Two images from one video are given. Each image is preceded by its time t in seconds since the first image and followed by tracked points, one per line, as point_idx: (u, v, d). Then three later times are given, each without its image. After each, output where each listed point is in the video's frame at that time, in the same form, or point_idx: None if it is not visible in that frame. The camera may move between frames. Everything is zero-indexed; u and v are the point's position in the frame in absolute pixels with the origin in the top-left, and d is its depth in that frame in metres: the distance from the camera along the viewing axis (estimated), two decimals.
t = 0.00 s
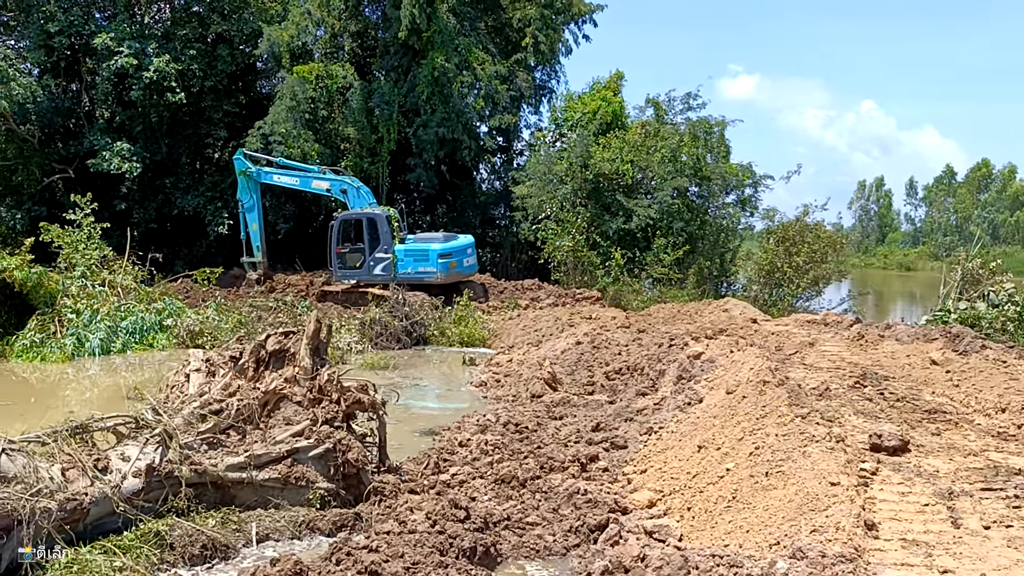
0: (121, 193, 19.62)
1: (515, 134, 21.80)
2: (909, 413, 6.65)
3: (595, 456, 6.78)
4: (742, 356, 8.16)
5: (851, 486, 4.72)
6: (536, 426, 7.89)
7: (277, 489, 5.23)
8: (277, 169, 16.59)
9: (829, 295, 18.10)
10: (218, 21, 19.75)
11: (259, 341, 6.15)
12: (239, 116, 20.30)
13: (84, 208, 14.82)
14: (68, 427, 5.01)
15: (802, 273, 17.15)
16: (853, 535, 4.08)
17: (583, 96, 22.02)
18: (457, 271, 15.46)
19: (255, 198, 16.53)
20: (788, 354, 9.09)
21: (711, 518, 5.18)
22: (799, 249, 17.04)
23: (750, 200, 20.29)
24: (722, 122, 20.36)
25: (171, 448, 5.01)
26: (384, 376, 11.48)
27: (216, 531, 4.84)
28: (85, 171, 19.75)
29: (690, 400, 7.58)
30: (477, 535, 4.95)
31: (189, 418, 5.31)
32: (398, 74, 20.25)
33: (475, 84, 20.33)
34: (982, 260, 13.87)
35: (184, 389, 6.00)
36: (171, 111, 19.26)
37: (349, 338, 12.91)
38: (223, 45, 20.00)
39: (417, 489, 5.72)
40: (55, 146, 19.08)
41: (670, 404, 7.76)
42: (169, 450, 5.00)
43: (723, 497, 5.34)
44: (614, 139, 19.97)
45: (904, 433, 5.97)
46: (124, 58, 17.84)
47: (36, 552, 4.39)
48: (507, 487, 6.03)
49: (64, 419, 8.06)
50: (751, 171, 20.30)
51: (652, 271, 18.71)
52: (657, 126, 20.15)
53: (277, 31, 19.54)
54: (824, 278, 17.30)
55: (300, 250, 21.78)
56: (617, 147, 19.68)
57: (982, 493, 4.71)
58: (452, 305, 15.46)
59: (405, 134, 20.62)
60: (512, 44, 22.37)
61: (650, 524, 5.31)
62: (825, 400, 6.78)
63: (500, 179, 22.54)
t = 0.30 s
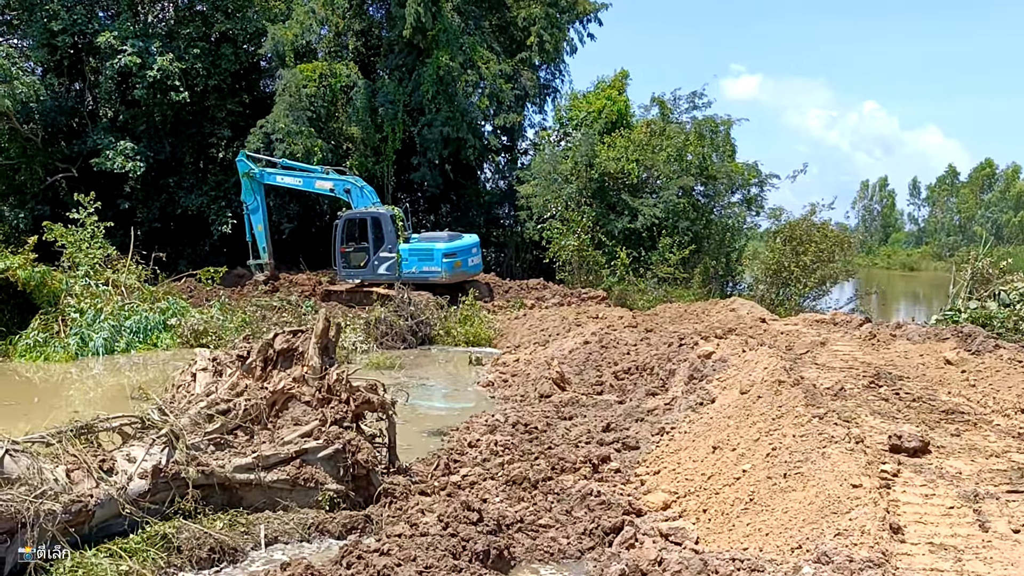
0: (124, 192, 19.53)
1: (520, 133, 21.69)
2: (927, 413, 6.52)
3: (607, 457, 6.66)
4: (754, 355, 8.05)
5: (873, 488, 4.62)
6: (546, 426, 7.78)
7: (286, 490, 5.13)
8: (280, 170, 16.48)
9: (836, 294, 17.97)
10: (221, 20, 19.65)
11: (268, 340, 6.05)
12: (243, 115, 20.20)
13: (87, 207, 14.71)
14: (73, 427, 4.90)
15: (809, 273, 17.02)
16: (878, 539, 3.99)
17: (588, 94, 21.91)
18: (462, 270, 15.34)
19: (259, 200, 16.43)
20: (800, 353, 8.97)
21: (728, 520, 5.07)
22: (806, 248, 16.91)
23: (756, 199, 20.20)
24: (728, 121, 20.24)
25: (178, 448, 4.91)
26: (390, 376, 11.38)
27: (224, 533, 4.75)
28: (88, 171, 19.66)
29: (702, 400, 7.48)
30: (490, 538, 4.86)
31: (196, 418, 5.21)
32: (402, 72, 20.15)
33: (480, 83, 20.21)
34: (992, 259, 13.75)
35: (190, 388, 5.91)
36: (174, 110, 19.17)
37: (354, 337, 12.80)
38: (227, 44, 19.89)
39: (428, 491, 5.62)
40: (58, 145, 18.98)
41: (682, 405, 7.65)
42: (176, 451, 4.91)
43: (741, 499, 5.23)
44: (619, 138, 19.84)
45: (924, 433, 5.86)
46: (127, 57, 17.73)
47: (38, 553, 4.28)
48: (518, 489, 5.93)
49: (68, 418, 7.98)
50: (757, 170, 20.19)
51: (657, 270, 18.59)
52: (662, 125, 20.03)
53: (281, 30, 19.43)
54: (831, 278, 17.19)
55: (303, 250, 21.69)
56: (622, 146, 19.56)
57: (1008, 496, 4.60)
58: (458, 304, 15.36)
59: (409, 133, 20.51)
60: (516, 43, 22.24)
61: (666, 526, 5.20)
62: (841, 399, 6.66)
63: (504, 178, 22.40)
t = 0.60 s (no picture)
0: (123, 191, 19.36)
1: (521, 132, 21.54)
2: (944, 417, 6.39)
3: (618, 461, 6.52)
4: (766, 358, 7.92)
5: (899, 495, 4.51)
6: (555, 429, 7.63)
7: (293, 496, 5.00)
8: (280, 170, 16.33)
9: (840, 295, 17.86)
10: (221, 18, 19.50)
11: (274, 341, 5.92)
12: (243, 114, 20.04)
13: (85, 206, 14.55)
14: (75, 431, 4.75)
15: (814, 273, 16.90)
16: (908, 549, 3.93)
17: (590, 94, 21.78)
18: (463, 271, 15.18)
19: (260, 200, 16.30)
20: (811, 354, 8.83)
21: (747, 528, 4.93)
22: (811, 249, 16.79)
23: (760, 200, 20.07)
24: (731, 120, 20.11)
25: (183, 453, 4.77)
26: (393, 377, 11.23)
27: (231, 541, 4.62)
28: (87, 169, 19.51)
29: (714, 404, 7.35)
30: (504, 546, 4.76)
31: (201, 422, 5.06)
32: (403, 71, 19.99)
33: (482, 82, 20.07)
34: (1001, 261, 13.62)
35: (195, 391, 5.79)
36: (174, 109, 19.01)
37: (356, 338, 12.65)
38: (226, 42, 19.74)
39: (438, 497, 5.50)
40: (57, 143, 18.83)
41: (693, 408, 7.52)
42: (181, 456, 4.76)
43: (760, 506, 5.09)
44: (622, 137, 19.70)
45: (945, 438, 5.73)
46: (126, 54, 17.56)
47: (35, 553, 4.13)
48: (529, 494, 5.79)
49: (65, 420, 7.84)
50: (760, 170, 20.05)
51: (661, 271, 18.45)
52: (665, 124, 19.89)
53: (281, 27, 19.27)
54: (836, 278, 17.06)
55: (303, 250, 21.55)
56: (625, 145, 19.42)
57: None
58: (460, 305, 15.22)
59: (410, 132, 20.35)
60: (518, 42, 22.07)
61: (683, 533, 5.07)
62: (857, 403, 6.50)
63: (506, 178, 22.17)
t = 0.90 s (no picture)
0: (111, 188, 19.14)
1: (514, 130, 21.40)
2: (947, 419, 6.32)
3: (617, 464, 6.42)
4: (766, 358, 7.84)
5: (908, 500, 4.46)
6: (551, 430, 7.53)
7: (288, 500, 4.89)
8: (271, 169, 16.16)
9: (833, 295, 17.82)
10: (211, 13, 19.30)
11: (269, 342, 5.79)
12: (233, 111, 19.85)
13: (73, 203, 14.34)
14: (63, 435, 4.63)
15: (808, 273, 16.86)
16: (922, 558, 3.93)
17: (583, 91, 21.68)
18: (455, 269, 15.03)
19: (253, 200, 16.16)
20: (809, 355, 8.75)
21: (750, 533, 4.83)
22: (804, 249, 16.75)
23: (753, 198, 20.00)
24: (724, 119, 20.04)
25: (175, 457, 4.65)
26: (386, 377, 11.11)
27: (225, 548, 4.50)
28: (75, 166, 19.29)
29: (713, 406, 7.27)
30: (505, 552, 4.67)
31: (193, 425, 4.95)
32: (395, 68, 19.84)
33: (474, 79, 19.94)
34: (995, 261, 13.58)
35: (187, 394, 5.68)
36: (163, 105, 18.79)
37: (348, 337, 12.50)
38: (216, 38, 19.55)
39: (436, 501, 5.40)
40: (44, 140, 18.61)
41: (692, 409, 7.43)
42: (173, 460, 4.65)
43: (764, 510, 4.99)
44: (615, 135, 19.59)
45: (951, 441, 5.65)
46: (115, 50, 17.35)
47: (37, 552, 4.06)
48: (528, 497, 5.69)
49: (53, 420, 7.70)
50: (753, 169, 19.99)
51: (654, 269, 18.36)
52: (658, 122, 19.78)
53: (272, 23, 19.08)
54: (829, 278, 17.03)
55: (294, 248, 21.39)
56: (618, 144, 19.31)
57: None
58: (453, 304, 15.09)
59: (402, 129, 20.19)
60: (510, 39, 21.87)
61: (686, 538, 4.98)
62: (859, 404, 6.41)
63: (498, 176, 22.03)
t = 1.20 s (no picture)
0: (108, 186, 19.02)
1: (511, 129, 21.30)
2: (951, 420, 6.25)
3: (617, 465, 6.32)
4: (768, 359, 7.75)
5: (915, 504, 4.39)
6: (551, 430, 7.44)
7: (283, 502, 4.79)
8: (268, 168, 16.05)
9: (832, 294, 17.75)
10: (208, 11, 19.17)
11: (264, 341, 5.69)
12: (230, 108, 19.72)
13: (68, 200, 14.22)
14: (54, 436, 4.53)
15: (807, 273, 16.78)
16: (930, 564, 3.85)
17: (582, 90, 21.59)
18: (452, 268, 14.93)
19: (251, 200, 16.08)
20: (810, 355, 8.67)
21: (753, 537, 4.74)
22: (803, 248, 16.68)
23: (751, 198, 19.92)
24: (723, 118, 19.96)
25: (168, 458, 4.56)
26: (384, 376, 11.01)
27: (218, 551, 4.40)
28: (71, 163, 19.16)
29: (715, 406, 7.19)
30: (504, 556, 4.58)
31: (187, 425, 4.86)
32: (393, 66, 19.71)
33: (472, 77, 19.84)
34: (996, 261, 13.50)
35: (181, 393, 5.60)
36: (160, 103, 18.66)
37: (345, 337, 12.39)
38: (213, 35, 19.43)
39: (433, 503, 5.31)
40: (40, 137, 18.48)
41: (694, 410, 7.34)
42: (166, 461, 4.56)
43: (768, 513, 4.90)
44: (613, 134, 19.49)
45: (957, 443, 5.57)
46: (111, 47, 17.22)
47: (37, 552, 4.02)
48: (527, 499, 5.60)
49: (47, 420, 7.59)
50: (752, 168, 19.90)
51: (652, 268, 18.27)
52: (657, 121, 19.69)
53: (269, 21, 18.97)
54: (828, 277, 16.94)
55: (290, 247, 21.28)
56: (616, 143, 19.22)
57: None
58: (450, 303, 14.99)
59: (400, 128, 20.07)
60: (508, 38, 21.77)
61: (689, 540, 4.89)
62: (863, 405, 6.32)
63: (496, 174, 21.94)
